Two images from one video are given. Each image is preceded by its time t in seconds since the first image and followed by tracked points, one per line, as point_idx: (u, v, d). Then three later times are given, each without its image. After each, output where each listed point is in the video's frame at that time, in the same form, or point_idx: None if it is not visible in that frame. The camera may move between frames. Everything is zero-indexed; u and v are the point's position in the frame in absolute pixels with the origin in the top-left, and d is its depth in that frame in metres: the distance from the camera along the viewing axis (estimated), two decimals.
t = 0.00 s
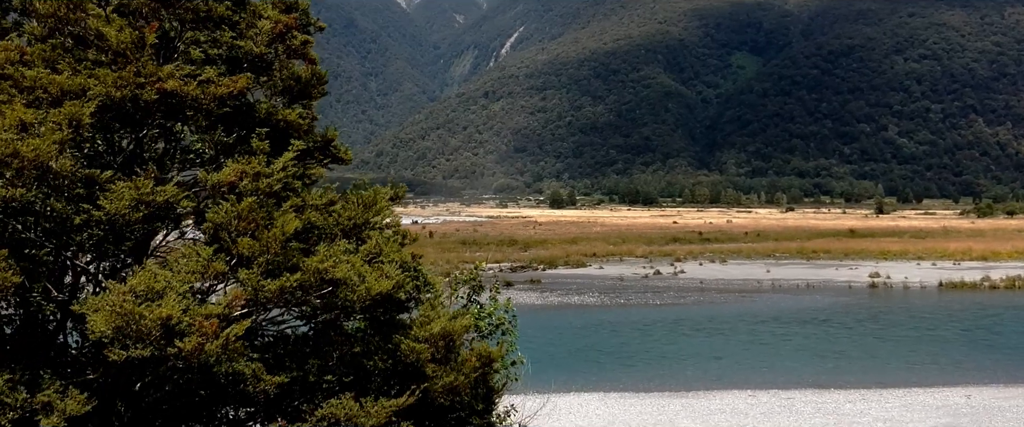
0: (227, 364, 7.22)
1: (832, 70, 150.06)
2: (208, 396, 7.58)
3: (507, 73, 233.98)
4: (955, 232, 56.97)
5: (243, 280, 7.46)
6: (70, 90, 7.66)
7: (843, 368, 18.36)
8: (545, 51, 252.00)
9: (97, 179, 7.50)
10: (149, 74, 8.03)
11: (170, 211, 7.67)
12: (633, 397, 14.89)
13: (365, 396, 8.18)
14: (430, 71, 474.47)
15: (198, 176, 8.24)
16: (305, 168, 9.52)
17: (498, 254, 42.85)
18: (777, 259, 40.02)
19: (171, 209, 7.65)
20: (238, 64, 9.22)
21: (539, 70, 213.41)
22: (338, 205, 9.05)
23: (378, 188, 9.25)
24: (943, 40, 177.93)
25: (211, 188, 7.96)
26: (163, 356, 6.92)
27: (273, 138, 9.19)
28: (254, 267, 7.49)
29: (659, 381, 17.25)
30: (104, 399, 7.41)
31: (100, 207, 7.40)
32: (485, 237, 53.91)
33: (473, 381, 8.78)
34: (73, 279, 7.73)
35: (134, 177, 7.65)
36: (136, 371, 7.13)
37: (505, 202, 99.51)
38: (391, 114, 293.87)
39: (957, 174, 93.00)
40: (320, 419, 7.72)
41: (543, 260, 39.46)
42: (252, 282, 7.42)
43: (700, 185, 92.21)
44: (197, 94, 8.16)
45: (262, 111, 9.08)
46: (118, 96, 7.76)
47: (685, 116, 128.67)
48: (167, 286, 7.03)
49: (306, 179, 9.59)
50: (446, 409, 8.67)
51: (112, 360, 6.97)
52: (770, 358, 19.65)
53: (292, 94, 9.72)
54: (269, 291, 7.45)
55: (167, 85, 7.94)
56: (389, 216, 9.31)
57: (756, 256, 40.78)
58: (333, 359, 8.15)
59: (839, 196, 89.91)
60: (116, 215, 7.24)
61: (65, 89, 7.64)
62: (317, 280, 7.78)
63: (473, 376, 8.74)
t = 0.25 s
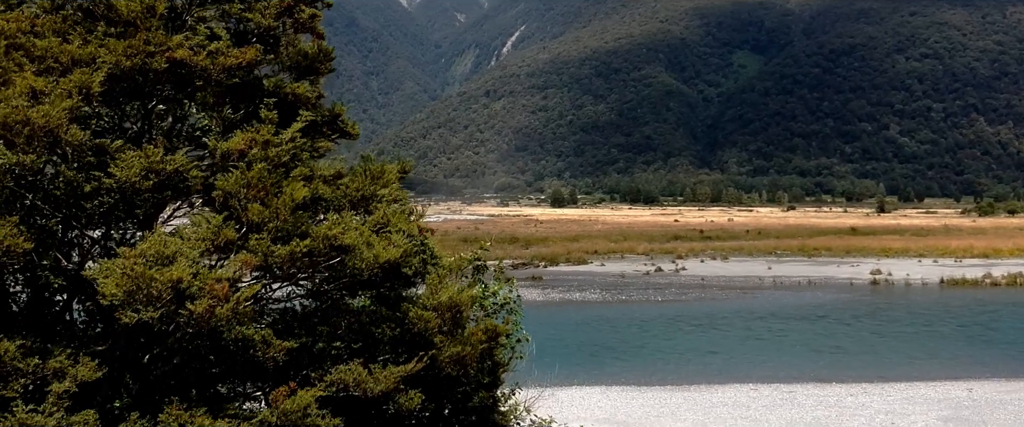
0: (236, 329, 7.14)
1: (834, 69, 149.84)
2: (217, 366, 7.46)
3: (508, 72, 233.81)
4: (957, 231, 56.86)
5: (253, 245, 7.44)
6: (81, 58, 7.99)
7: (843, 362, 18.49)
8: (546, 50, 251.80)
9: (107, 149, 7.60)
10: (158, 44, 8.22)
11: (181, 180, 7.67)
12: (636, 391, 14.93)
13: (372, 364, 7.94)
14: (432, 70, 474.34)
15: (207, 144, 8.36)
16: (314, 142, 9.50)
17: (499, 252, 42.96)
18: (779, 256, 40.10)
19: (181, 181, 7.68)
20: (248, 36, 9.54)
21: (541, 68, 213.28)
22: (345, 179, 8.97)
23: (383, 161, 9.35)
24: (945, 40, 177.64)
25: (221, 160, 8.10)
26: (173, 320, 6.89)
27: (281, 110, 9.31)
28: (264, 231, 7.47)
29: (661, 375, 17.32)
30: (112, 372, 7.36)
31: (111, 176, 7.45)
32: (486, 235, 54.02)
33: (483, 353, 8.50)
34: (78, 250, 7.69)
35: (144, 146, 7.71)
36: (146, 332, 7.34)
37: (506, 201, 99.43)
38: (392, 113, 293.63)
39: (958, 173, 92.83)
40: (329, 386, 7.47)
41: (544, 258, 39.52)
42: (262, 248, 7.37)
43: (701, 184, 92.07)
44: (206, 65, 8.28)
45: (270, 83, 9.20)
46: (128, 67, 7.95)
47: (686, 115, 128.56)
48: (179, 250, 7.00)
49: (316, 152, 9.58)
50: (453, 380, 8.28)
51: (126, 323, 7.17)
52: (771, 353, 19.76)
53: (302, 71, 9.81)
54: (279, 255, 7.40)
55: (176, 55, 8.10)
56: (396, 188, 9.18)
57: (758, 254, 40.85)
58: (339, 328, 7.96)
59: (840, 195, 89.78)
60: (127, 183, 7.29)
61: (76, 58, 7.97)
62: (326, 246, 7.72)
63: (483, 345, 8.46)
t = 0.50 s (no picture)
0: (245, 294, 7.03)
1: (835, 69, 149.58)
2: (227, 331, 7.38)
3: (510, 71, 233.62)
4: (959, 230, 56.63)
5: (262, 212, 7.32)
6: (90, 27, 8.20)
7: (844, 358, 18.54)
8: (548, 50, 251.52)
9: (117, 116, 7.70)
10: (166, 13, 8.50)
11: (190, 142, 7.77)
12: (638, 385, 14.91)
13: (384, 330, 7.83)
14: (433, 70, 474.17)
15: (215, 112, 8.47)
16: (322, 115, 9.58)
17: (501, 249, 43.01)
18: (781, 254, 40.14)
19: (191, 146, 7.74)
20: (258, 6, 9.98)
21: (542, 68, 213.01)
22: (354, 150, 8.90)
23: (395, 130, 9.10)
24: (947, 40, 177.36)
25: (230, 126, 8.21)
26: (183, 283, 6.88)
27: (290, 81, 9.52)
28: (272, 197, 7.35)
29: (663, 370, 17.31)
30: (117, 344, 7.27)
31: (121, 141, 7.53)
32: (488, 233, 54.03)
33: (491, 326, 8.52)
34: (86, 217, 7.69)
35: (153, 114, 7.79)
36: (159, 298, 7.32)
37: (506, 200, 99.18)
38: (393, 112, 293.26)
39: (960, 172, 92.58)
40: (339, 351, 7.36)
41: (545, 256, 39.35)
42: (271, 214, 7.22)
43: (702, 184, 91.78)
44: (216, 34, 8.45)
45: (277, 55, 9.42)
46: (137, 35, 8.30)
47: (688, 115, 128.31)
48: (188, 214, 6.97)
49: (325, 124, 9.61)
50: (459, 348, 8.24)
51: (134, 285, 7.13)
52: (772, 349, 19.76)
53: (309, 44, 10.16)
54: (288, 222, 7.23)
55: (185, 22, 8.16)
56: (403, 157, 9.10)
57: (760, 251, 40.88)
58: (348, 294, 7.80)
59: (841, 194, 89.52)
60: (136, 148, 7.31)
61: (86, 27, 8.19)
62: (336, 212, 7.51)
63: (493, 315, 8.47)
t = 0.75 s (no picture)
0: (254, 263, 7.04)
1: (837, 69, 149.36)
2: (235, 301, 7.42)
3: (511, 71, 233.44)
4: (961, 230, 56.41)
5: (271, 179, 7.30)
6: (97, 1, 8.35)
7: (847, 355, 18.57)
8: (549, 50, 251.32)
9: (126, 87, 7.79)
10: None
11: (198, 110, 7.73)
12: (641, 380, 14.95)
13: (393, 300, 7.90)
14: (435, 70, 474.09)
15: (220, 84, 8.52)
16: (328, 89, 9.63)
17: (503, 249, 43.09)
18: (783, 253, 40.22)
19: (198, 115, 7.77)
20: None
21: (543, 68, 212.83)
22: (360, 124, 8.87)
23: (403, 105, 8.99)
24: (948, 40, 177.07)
25: (238, 93, 8.31)
26: (192, 251, 6.89)
27: (297, 56, 9.62)
28: (280, 166, 7.37)
29: (666, 367, 17.37)
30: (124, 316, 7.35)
31: (129, 112, 7.60)
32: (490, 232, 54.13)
33: (497, 303, 8.64)
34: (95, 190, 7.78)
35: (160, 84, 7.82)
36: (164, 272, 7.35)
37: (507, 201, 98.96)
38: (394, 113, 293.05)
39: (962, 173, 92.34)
40: (348, 321, 7.41)
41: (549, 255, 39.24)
42: (280, 182, 7.20)
43: (703, 185, 91.55)
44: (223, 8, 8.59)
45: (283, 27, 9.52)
46: (144, 7, 8.34)
47: (689, 115, 128.10)
48: (196, 182, 6.95)
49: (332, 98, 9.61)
50: (465, 322, 8.36)
51: (142, 253, 7.16)
52: (774, 346, 19.82)
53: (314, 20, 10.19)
54: (296, 191, 7.20)
55: None
56: (410, 134, 9.09)
57: (762, 250, 40.96)
58: (356, 266, 7.73)
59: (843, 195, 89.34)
60: (144, 118, 7.41)
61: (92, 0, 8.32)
62: (345, 183, 7.51)
63: (500, 291, 8.63)
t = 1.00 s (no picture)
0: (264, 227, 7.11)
1: (838, 70, 149.22)
2: (245, 266, 7.51)
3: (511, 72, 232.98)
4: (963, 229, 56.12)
5: (283, 140, 7.42)
6: None
7: (848, 351, 18.55)
8: (550, 51, 250.95)
9: (135, 51, 7.92)
10: None
11: (211, 79, 7.92)
12: (643, 374, 14.92)
13: (400, 265, 7.86)
14: (435, 71, 474.10)
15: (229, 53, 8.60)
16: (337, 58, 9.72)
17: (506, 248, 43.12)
18: (784, 251, 40.27)
19: (208, 81, 7.93)
20: None
21: (543, 69, 212.50)
22: (369, 94, 8.89)
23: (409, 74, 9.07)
24: (949, 41, 176.81)
25: (247, 59, 8.33)
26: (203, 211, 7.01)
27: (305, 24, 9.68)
28: (290, 128, 7.46)
29: (668, 363, 17.39)
30: (135, 285, 7.38)
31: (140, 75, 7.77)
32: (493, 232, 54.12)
33: (504, 274, 8.56)
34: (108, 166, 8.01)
35: (171, 50, 7.92)
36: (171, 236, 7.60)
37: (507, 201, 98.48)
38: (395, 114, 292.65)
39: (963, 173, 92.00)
40: (358, 283, 7.40)
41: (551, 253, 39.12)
42: (292, 145, 7.28)
43: (704, 185, 91.22)
44: None
45: None
46: None
47: (689, 116, 127.86)
48: (207, 145, 7.05)
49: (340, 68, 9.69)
50: (475, 291, 8.27)
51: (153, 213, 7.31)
52: (776, 342, 19.78)
53: None
54: (306, 152, 7.27)
55: None
56: (416, 104, 9.22)
57: (764, 249, 41.01)
58: (365, 230, 7.76)
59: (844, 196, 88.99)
60: (156, 81, 7.55)
61: None
62: (355, 147, 7.54)
63: (508, 262, 8.52)
